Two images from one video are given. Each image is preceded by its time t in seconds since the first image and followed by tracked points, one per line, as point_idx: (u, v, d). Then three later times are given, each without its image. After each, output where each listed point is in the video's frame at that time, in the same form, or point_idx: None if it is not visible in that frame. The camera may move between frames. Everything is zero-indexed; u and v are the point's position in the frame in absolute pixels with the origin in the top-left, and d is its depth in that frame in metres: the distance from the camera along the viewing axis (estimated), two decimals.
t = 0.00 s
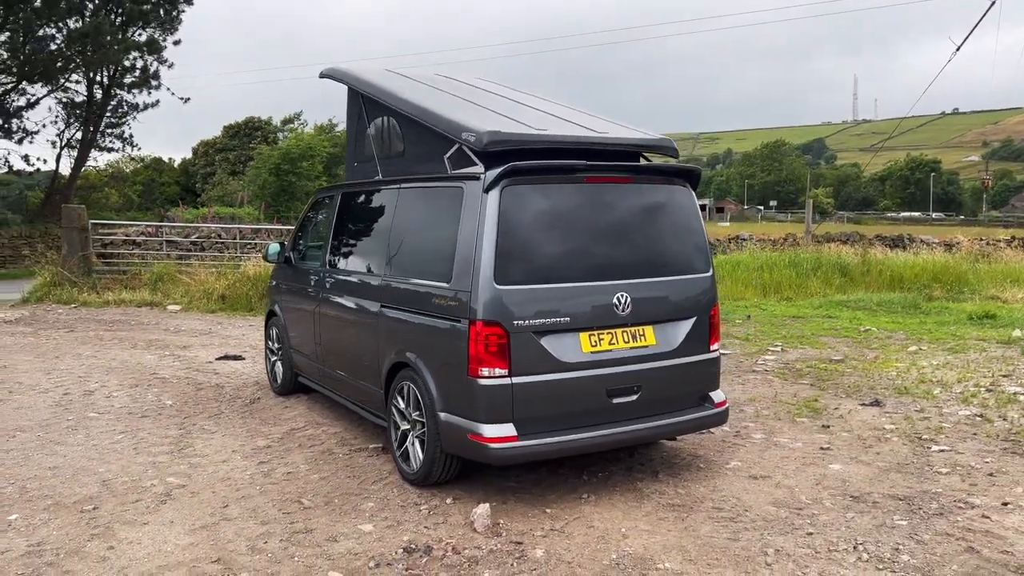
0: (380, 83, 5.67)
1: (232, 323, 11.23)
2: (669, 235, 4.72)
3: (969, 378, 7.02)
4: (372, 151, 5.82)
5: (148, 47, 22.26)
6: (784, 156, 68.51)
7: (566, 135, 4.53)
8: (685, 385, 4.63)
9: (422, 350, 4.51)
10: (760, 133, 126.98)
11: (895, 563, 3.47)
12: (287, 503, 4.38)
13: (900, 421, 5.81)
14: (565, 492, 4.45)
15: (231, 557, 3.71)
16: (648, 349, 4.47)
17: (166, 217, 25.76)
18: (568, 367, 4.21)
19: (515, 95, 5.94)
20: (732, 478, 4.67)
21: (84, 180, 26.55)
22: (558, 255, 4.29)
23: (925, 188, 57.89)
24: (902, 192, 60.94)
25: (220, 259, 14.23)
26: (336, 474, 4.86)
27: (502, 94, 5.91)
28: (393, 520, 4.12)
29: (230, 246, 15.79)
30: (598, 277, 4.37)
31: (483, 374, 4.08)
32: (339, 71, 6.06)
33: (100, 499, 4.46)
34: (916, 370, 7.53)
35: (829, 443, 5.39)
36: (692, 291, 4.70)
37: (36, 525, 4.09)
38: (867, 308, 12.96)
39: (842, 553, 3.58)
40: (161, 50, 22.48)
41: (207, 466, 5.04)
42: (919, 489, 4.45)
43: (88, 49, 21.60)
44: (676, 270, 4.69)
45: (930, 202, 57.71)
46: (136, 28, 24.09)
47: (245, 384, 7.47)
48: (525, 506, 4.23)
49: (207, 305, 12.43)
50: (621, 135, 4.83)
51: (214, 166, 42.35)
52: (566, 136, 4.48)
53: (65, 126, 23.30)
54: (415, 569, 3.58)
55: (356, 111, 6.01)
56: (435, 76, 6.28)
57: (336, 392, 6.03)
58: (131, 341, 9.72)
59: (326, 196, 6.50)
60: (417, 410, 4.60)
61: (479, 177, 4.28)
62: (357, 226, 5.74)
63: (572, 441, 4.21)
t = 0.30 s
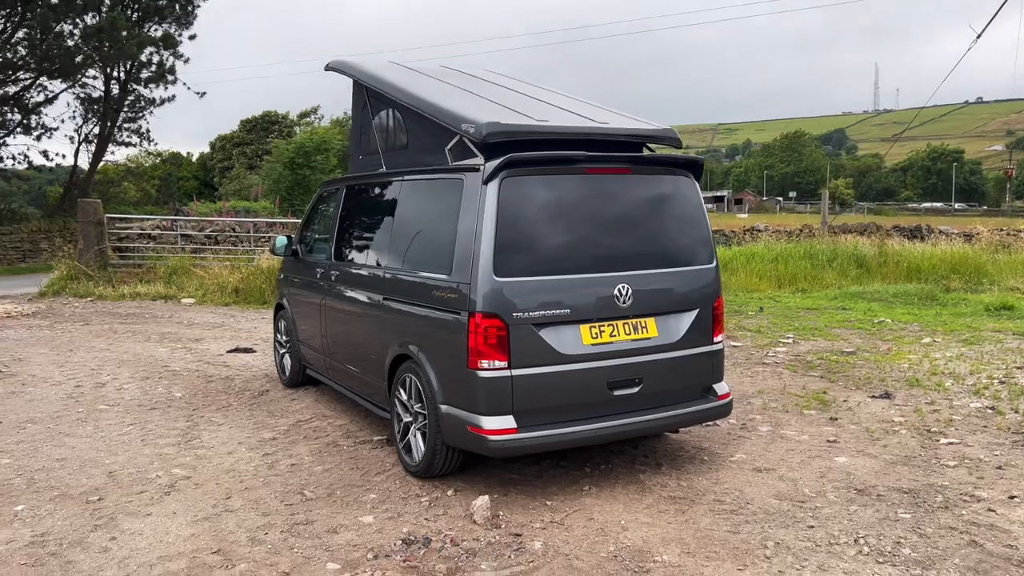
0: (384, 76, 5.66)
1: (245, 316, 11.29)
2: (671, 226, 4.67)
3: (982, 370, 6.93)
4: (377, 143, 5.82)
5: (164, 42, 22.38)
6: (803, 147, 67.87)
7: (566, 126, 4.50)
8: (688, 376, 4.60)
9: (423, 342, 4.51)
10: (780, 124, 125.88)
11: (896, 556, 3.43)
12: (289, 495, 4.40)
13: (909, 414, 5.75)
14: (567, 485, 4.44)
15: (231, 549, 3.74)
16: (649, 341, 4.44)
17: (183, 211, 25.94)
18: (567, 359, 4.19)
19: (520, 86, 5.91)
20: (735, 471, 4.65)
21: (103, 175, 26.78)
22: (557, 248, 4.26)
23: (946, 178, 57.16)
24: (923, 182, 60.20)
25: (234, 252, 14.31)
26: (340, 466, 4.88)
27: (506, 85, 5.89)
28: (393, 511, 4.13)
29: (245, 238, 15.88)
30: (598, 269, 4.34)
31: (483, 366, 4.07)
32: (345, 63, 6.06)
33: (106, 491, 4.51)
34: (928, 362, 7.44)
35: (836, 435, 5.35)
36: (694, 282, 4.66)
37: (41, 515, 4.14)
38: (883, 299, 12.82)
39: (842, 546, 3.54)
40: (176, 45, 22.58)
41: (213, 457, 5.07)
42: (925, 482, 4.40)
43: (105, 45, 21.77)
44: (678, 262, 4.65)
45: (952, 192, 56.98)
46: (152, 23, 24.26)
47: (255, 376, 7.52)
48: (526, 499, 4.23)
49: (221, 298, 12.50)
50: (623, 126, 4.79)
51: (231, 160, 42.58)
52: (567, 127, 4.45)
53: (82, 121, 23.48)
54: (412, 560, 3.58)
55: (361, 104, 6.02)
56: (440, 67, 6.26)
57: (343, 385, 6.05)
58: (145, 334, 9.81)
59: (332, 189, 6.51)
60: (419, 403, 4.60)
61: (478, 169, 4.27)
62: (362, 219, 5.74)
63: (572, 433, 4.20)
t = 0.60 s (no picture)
0: (383, 63, 5.60)
1: (255, 307, 11.29)
2: (671, 215, 4.57)
3: (997, 361, 6.77)
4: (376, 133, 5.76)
5: (178, 35, 22.44)
6: (824, 137, 67.14)
7: (563, 111, 4.41)
8: (688, 367, 4.51)
9: (419, 332, 4.44)
10: (799, 114, 124.63)
11: (897, 551, 3.33)
12: (283, 486, 4.36)
13: (919, 405, 5.62)
14: (564, 477, 4.37)
15: (220, 540, 3.70)
16: (647, 331, 4.35)
17: (199, 204, 26.06)
18: (562, 349, 4.11)
19: (521, 73, 5.82)
20: (736, 463, 4.55)
21: (120, 169, 26.94)
22: (552, 236, 4.18)
23: (969, 168, 56.33)
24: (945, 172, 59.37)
25: (246, 244, 14.32)
26: (336, 457, 4.84)
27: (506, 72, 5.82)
28: (386, 503, 4.07)
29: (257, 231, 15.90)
30: (595, 257, 4.26)
31: (476, 357, 4.01)
32: (345, 51, 6.00)
33: (101, 481, 4.49)
34: (941, 353, 7.30)
35: (842, 428, 5.24)
36: (694, 271, 4.56)
37: (34, 506, 4.12)
38: (899, 290, 12.61)
39: (842, 540, 3.45)
40: (190, 38, 22.64)
41: (210, 448, 5.05)
42: (931, 475, 4.29)
43: (120, 38, 21.87)
44: (678, 251, 4.55)
45: (974, 182, 56.16)
46: (166, 16, 24.36)
47: (259, 367, 7.50)
48: (520, 491, 4.16)
49: (232, 290, 12.52)
50: (623, 111, 4.69)
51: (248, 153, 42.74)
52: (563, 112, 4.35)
53: (99, 115, 23.60)
54: (402, 553, 3.53)
55: (361, 93, 5.96)
56: (441, 55, 6.18)
57: (344, 376, 6.01)
58: (154, 326, 9.83)
59: (333, 178, 6.47)
60: (414, 393, 4.55)
61: (472, 155, 4.19)
62: (362, 208, 5.69)
63: (567, 425, 4.13)
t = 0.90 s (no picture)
0: (380, 56, 5.52)
1: (263, 301, 11.28)
2: (668, 208, 4.46)
3: (1011, 356, 6.60)
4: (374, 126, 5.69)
5: (193, 28, 22.48)
6: (846, 126, 66.31)
7: (556, 103, 4.31)
8: (685, 364, 4.41)
9: (410, 329, 4.38)
10: (821, 104, 123.24)
11: (893, 556, 3.23)
12: (274, 484, 4.31)
13: (927, 402, 5.48)
14: (557, 476, 4.29)
15: (206, 539, 3.66)
16: (643, 328, 4.26)
17: (215, 197, 26.17)
18: (554, 347, 4.03)
19: (520, 64, 5.72)
20: (735, 463, 4.45)
21: (137, 162, 27.09)
22: (544, 232, 4.09)
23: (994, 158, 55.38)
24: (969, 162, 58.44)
25: (257, 238, 14.33)
26: (330, 455, 4.79)
27: (505, 63, 5.73)
28: (375, 503, 4.02)
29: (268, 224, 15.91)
30: (588, 253, 4.16)
31: (466, 354, 3.93)
32: (344, 45, 5.93)
33: (93, 478, 4.47)
34: (954, 348, 7.12)
35: (847, 425, 5.11)
36: (692, 266, 4.45)
37: (24, 503, 4.11)
38: (916, 283, 12.38)
39: (837, 545, 3.35)
40: (205, 31, 22.68)
41: (204, 445, 5.02)
42: (936, 476, 4.17)
43: (134, 32, 21.97)
44: (675, 245, 4.44)
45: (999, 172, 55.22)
46: (181, 10, 24.45)
47: (263, 362, 7.48)
48: (512, 490, 4.09)
49: (243, 284, 12.52)
50: (619, 103, 4.58)
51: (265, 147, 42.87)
52: (556, 104, 4.25)
53: (115, 109, 23.73)
54: (387, 554, 3.47)
55: (359, 87, 5.89)
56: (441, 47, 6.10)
57: (343, 373, 5.97)
58: (162, 320, 9.83)
59: (331, 171, 6.42)
60: (407, 391, 4.48)
61: (462, 149, 4.11)
62: (359, 202, 5.62)
63: (559, 423, 4.05)
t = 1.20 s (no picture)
0: (379, 53, 5.51)
1: (274, 296, 11.34)
2: (665, 206, 4.41)
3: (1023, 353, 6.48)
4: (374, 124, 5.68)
5: (209, 24, 22.60)
6: (868, 117, 65.52)
7: (550, 99, 4.27)
8: (682, 362, 4.37)
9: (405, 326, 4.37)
10: (844, 96, 121.82)
11: (885, 559, 3.18)
12: (269, 481, 4.33)
13: (934, 400, 5.40)
14: (552, 475, 4.27)
15: (198, 537, 3.67)
16: (638, 326, 4.22)
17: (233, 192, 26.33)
18: (546, 345, 4.00)
19: (520, 60, 5.69)
20: (733, 462, 4.40)
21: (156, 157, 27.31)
22: (536, 229, 4.05)
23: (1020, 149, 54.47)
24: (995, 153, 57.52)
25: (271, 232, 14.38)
26: (327, 452, 4.80)
27: (505, 59, 5.71)
28: (368, 501, 4.02)
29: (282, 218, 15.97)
30: (582, 250, 4.13)
31: (458, 353, 3.91)
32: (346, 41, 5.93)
33: (93, 474, 4.50)
34: (965, 345, 7.01)
35: (850, 424, 5.04)
36: (689, 263, 4.40)
37: (23, 499, 4.15)
38: (933, 277, 12.19)
39: (829, 547, 3.30)
40: (221, 26, 22.80)
41: (204, 441, 5.04)
42: (936, 476, 4.10)
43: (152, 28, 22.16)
44: (673, 243, 4.39)
45: None
46: (198, 6, 24.62)
47: (269, 357, 7.51)
48: (505, 489, 4.07)
49: (256, 278, 12.57)
50: (616, 98, 4.54)
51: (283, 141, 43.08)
52: (549, 100, 4.22)
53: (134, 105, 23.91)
54: (375, 553, 3.46)
55: (360, 84, 5.88)
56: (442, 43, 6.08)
57: (345, 369, 5.97)
58: (173, 315, 9.91)
59: (334, 168, 6.42)
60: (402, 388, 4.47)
61: (454, 146, 4.09)
62: (359, 199, 5.61)
63: (551, 422, 4.02)
